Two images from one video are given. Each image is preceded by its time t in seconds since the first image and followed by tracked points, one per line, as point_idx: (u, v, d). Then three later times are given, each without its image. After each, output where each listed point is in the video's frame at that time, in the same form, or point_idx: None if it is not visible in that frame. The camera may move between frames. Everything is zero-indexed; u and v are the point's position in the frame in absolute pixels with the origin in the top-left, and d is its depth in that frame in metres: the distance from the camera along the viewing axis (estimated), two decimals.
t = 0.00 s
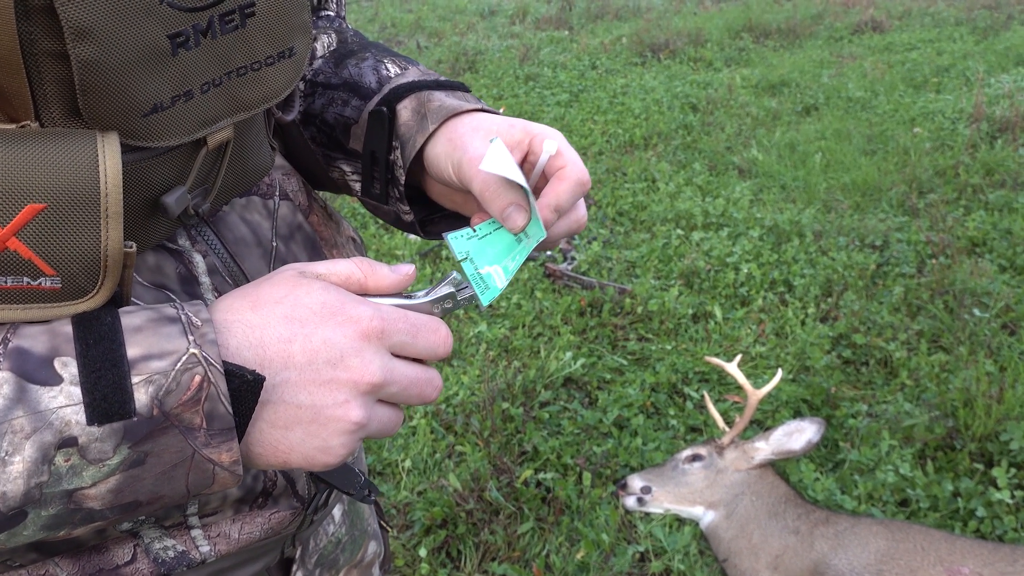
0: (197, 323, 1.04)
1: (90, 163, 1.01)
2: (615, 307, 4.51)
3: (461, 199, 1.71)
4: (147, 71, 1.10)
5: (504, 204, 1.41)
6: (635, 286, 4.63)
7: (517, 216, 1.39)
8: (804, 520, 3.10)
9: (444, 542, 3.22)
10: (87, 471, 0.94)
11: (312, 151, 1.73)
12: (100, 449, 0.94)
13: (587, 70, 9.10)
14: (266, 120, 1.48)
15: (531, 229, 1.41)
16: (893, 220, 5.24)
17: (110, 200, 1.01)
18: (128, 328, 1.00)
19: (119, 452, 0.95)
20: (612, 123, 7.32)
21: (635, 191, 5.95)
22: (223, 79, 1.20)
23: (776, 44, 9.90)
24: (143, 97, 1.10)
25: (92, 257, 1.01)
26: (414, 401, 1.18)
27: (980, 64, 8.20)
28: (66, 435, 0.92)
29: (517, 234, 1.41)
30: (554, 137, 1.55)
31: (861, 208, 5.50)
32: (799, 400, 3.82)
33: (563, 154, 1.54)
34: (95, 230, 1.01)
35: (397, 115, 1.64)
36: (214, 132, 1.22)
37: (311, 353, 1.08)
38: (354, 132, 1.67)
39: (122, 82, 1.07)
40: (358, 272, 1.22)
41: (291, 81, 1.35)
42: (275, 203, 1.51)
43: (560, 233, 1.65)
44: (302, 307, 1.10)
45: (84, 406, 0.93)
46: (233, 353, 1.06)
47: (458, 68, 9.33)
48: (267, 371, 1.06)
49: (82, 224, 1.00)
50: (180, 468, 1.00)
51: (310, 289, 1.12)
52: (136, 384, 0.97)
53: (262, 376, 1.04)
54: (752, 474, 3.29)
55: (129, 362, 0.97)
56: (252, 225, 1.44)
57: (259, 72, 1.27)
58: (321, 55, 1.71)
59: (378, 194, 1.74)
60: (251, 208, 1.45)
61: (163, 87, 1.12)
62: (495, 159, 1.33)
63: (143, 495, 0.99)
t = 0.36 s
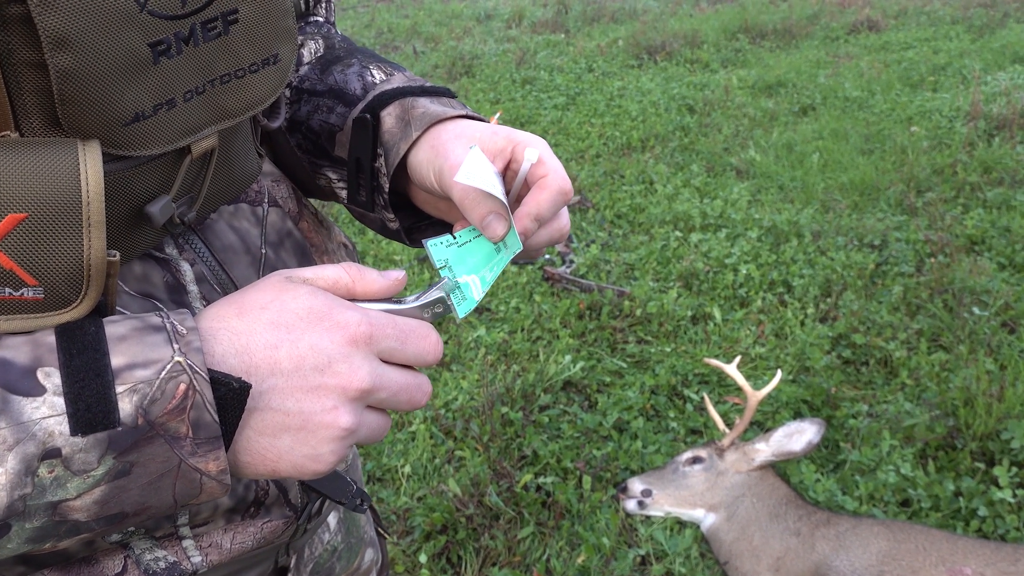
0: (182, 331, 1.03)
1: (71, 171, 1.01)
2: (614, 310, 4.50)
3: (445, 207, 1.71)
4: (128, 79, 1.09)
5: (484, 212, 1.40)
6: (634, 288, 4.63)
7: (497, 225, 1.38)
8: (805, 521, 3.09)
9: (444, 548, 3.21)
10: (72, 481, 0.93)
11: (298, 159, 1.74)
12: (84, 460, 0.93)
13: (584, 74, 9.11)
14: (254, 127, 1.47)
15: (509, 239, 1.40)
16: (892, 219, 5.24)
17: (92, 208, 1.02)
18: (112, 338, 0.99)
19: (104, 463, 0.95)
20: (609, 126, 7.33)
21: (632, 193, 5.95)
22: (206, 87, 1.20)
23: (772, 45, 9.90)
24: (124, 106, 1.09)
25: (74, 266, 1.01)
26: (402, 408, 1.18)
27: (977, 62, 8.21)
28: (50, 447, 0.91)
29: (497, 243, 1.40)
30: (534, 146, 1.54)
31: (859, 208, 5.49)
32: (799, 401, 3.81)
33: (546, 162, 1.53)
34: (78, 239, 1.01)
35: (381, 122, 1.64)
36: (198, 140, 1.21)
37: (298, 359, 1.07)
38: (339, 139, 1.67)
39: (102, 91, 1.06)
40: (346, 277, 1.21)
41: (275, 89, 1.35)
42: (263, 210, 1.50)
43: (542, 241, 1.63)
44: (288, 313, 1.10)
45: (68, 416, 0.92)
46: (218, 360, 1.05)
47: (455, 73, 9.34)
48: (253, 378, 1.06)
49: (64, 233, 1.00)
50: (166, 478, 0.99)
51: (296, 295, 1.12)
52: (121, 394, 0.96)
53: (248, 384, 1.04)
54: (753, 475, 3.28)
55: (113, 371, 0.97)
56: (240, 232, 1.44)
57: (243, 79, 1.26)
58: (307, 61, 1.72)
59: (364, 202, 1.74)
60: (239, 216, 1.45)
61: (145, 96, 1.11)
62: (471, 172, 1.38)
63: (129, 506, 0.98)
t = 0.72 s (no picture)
0: (161, 323, 1.03)
1: (46, 160, 1.00)
2: (611, 306, 4.50)
3: (431, 198, 1.71)
4: (104, 69, 1.09)
5: (469, 200, 1.40)
6: (631, 285, 4.62)
7: (481, 213, 1.38)
8: (802, 516, 3.09)
9: (441, 546, 3.20)
10: (48, 475, 0.93)
11: (284, 152, 1.74)
12: (60, 453, 0.93)
13: (580, 72, 9.11)
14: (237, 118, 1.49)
15: (495, 226, 1.41)
16: (888, 214, 5.23)
17: (68, 199, 1.01)
18: (89, 329, 0.99)
19: (81, 455, 0.94)
20: (606, 123, 7.32)
21: (629, 190, 5.94)
22: (185, 78, 1.20)
23: (768, 42, 9.90)
24: (101, 97, 1.09)
25: (51, 258, 1.00)
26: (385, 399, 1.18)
27: (973, 57, 8.20)
28: (25, 439, 0.91)
29: (482, 231, 1.40)
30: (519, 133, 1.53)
31: (856, 203, 5.49)
32: (796, 396, 3.80)
33: (530, 149, 1.54)
34: (53, 229, 1.00)
35: (365, 113, 1.64)
36: (178, 131, 1.22)
37: (278, 350, 1.07)
38: (323, 131, 1.67)
39: (77, 81, 1.05)
40: (327, 268, 1.21)
41: (257, 79, 1.35)
42: (248, 203, 1.50)
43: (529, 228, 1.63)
44: (268, 304, 1.10)
45: (43, 409, 0.92)
46: (198, 351, 1.05)
47: (451, 72, 9.34)
48: (233, 369, 1.06)
49: (38, 224, 0.99)
50: (145, 471, 0.99)
51: (277, 285, 1.12)
52: (97, 385, 0.95)
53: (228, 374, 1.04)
54: (750, 471, 3.29)
55: (89, 363, 0.96)
56: (224, 226, 1.43)
57: (223, 70, 1.27)
58: (292, 54, 1.72)
59: (349, 194, 1.73)
60: (224, 208, 1.44)
61: (122, 85, 1.11)
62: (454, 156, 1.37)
63: (107, 499, 0.97)
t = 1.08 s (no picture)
0: (146, 311, 1.02)
1: (26, 146, 0.99)
2: (606, 300, 4.50)
3: (420, 185, 1.71)
4: (86, 56, 1.09)
5: (457, 186, 1.41)
6: (626, 279, 4.62)
7: (470, 199, 1.39)
8: (798, 507, 3.10)
9: (437, 540, 3.20)
10: (32, 464, 0.93)
11: (272, 141, 1.72)
12: (45, 441, 0.93)
13: (575, 66, 9.10)
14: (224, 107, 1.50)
15: (483, 211, 1.40)
16: (883, 206, 5.23)
17: (50, 186, 1.00)
18: (73, 317, 0.99)
19: (65, 444, 0.94)
20: (601, 118, 7.31)
21: (624, 184, 5.94)
22: (169, 65, 1.20)
23: (763, 35, 9.89)
24: (83, 83, 1.08)
25: (33, 246, 0.99)
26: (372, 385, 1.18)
27: (967, 49, 8.20)
28: (9, 428, 0.91)
29: (470, 216, 1.41)
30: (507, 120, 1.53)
31: (851, 195, 5.49)
32: (791, 387, 3.81)
33: (519, 135, 1.53)
34: (35, 217, 0.99)
35: (353, 101, 1.63)
36: (163, 118, 1.21)
37: (265, 336, 1.07)
38: (312, 120, 1.66)
39: (58, 66, 1.05)
40: (314, 255, 1.21)
41: (242, 67, 1.36)
42: (237, 193, 1.49)
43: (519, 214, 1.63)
44: (253, 290, 1.09)
45: (27, 397, 0.92)
46: (183, 339, 1.05)
47: (445, 68, 9.32)
48: (219, 357, 1.05)
49: (19, 212, 0.98)
50: (131, 459, 0.98)
51: (263, 271, 1.12)
52: (81, 372, 0.95)
53: (214, 362, 1.03)
54: (746, 462, 3.31)
55: (73, 351, 0.96)
56: (212, 216, 1.43)
57: (207, 56, 1.27)
58: (279, 43, 1.70)
59: (338, 183, 1.72)
60: (211, 198, 1.44)
61: (104, 72, 1.11)
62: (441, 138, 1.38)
63: (94, 488, 0.97)
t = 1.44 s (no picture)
0: (141, 302, 1.02)
1: (22, 138, 0.99)
2: (603, 295, 4.50)
3: (414, 177, 1.71)
4: (79, 48, 1.09)
5: (454, 178, 1.40)
6: (622, 273, 4.62)
7: (466, 193, 1.38)
8: (795, 499, 3.11)
9: (435, 535, 3.20)
10: (29, 455, 0.93)
11: (268, 134, 1.72)
12: (41, 433, 0.93)
13: (570, 61, 9.08)
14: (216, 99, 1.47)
15: (480, 205, 1.40)
16: (879, 199, 5.24)
17: (44, 178, 0.99)
18: (68, 309, 0.98)
19: (62, 435, 0.94)
20: (597, 112, 7.31)
21: (620, 179, 5.93)
22: (163, 57, 1.20)
23: (759, 29, 9.88)
24: (76, 75, 1.09)
25: (27, 237, 0.99)
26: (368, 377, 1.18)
27: (962, 42, 8.20)
28: (5, 419, 0.91)
29: (466, 210, 1.40)
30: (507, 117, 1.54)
31: (847, 188, 5.49)
32: (788, 380, 3.81)
33: (519, 133, 1.54)
34: (30, 209, 0.99)
35: (349, 94, 1.63)
36: (157, 110, 1.21)
37: (260, 327, 1.07)
38: (308, 113, 1.66)
39: (51, 59, 1.05)
40: (308, 247, 1.21)
41: (237, 58, 1.35)
42: (232, 185, 1.49)
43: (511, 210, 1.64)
44: (248, 281, 1.10)
45: (23, 388, 0.91)
46: (178, 330, 1.05)
47: (441, 64, 9.31)
48: (214, 347, 1.05)
49: (13, 204, 0.97)
50: (128, 451, 0.98)
51: (257, 262, 1.12)
52: (77, 363, 0.95)
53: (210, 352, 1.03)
54: (742, 455, 3.31)
55: (69, 343, 0.96)
56: (208, 209, 1.42)
57: (202, 48, 1.27)
58: (275, 37, 1.70)
59: (335, 176, 1.73)
60: (207, 191, 1.43)
61: (97, 64, 1.11)
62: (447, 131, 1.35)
63: (90, 479, 0.97)
